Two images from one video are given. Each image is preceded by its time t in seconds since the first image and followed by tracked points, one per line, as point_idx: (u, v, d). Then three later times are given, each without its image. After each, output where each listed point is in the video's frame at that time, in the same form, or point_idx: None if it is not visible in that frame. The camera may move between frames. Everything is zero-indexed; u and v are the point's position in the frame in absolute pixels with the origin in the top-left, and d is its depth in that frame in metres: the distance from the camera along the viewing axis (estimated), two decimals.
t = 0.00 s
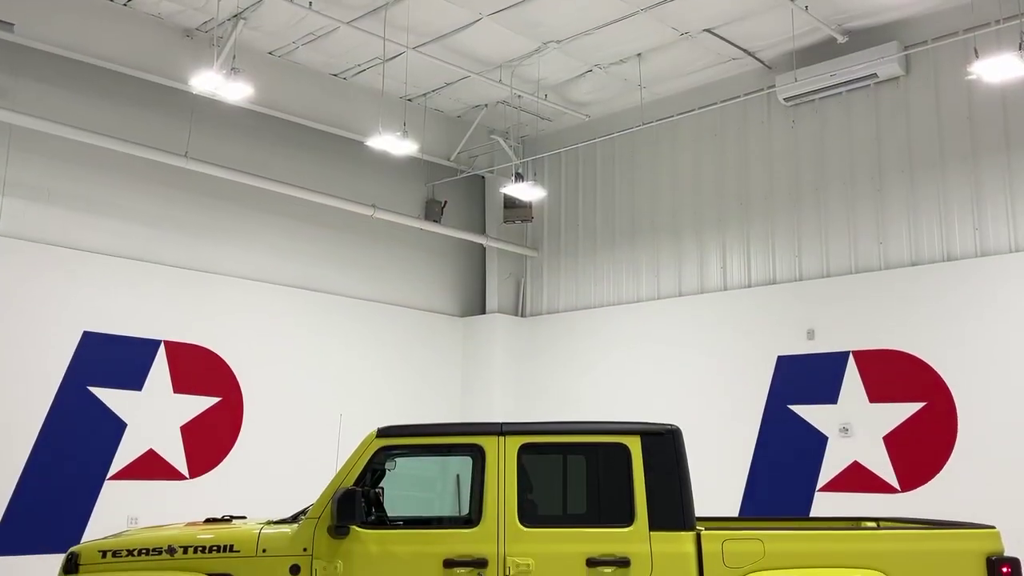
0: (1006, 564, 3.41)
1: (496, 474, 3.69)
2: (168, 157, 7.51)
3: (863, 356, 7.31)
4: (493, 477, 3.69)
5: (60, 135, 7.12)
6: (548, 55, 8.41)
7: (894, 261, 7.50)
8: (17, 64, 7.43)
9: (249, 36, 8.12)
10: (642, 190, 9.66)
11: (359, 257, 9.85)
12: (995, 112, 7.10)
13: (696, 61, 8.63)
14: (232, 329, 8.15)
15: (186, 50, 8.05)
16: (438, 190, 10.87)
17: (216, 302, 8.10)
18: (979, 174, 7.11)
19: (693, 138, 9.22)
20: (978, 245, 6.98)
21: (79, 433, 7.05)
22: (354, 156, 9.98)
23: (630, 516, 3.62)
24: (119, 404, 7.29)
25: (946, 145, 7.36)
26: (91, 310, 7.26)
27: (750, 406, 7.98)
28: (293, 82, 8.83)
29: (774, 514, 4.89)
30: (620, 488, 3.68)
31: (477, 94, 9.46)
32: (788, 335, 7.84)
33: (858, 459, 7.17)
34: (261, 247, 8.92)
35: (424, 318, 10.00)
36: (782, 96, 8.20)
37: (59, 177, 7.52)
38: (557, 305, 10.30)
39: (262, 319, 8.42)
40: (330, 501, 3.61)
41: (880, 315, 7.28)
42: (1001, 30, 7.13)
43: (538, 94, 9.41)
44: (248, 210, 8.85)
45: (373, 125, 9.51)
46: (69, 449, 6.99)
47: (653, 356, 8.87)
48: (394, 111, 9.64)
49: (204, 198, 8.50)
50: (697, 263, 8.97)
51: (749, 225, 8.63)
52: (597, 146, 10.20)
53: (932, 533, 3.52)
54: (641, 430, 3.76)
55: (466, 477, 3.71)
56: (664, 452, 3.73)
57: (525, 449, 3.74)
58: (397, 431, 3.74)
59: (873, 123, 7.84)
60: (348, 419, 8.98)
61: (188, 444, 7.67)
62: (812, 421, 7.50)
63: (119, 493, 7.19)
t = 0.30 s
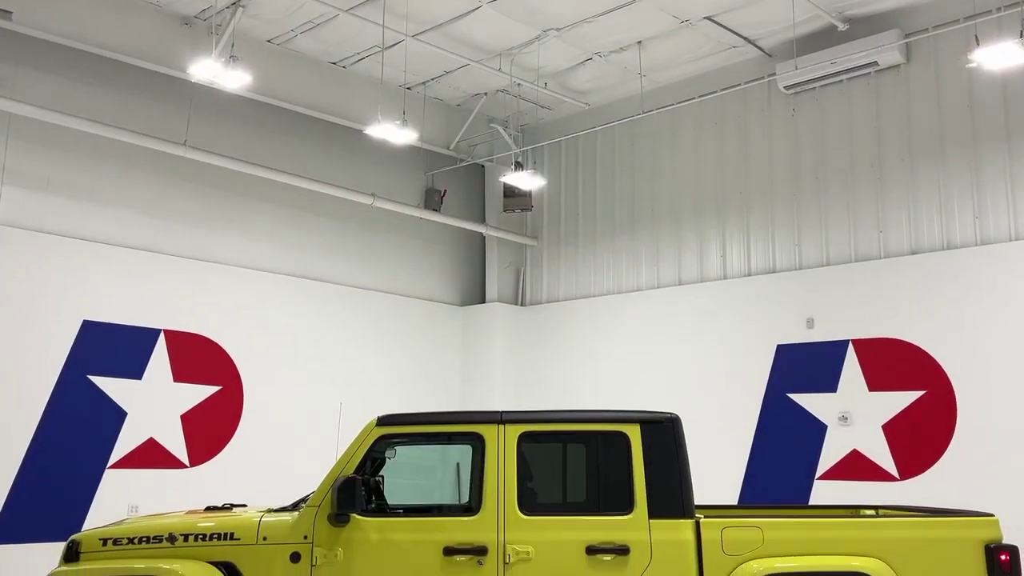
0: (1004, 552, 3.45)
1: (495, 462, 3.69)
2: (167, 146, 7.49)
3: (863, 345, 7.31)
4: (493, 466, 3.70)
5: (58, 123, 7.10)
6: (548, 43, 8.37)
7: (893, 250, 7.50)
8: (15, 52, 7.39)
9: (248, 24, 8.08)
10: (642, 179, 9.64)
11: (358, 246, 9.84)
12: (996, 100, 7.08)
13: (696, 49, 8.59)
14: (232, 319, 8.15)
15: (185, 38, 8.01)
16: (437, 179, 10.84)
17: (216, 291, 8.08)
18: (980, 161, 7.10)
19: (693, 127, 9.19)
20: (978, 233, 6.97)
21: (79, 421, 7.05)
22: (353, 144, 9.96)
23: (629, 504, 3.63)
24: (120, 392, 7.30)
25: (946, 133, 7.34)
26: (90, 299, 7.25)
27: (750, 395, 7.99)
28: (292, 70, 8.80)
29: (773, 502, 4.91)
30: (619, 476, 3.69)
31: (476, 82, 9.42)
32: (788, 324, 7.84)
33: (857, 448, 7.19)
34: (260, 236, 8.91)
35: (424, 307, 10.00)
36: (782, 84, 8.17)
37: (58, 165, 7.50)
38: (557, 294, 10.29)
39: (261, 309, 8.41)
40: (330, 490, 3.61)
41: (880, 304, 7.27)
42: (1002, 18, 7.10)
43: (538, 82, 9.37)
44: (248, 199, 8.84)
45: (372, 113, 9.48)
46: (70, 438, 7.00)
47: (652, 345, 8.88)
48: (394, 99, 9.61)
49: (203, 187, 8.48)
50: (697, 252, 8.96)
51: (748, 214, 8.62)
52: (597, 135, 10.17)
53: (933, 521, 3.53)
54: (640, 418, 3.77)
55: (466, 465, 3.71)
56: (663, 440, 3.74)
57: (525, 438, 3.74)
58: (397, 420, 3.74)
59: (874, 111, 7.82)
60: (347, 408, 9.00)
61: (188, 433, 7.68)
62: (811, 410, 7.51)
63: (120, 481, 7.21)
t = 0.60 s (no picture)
0: (1003, 539, 3.47)
1: (495, 451, 3.70)
2: (166, 134, 7.47)
3: (863, 333, 7.31)
4: (492, 455, 3.70)
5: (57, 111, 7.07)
6: (548, 30, 8.33)
7: (893, 238, 7.49)
8: (13, 39, 7.36)
9: (246, 11, 8.04)
10: (642, 167, 9.62)
11: (358, 235, 9.82)
12: (997, 87, 7.06)
13: (695, 36, 8.56)
14: (231, 307, 8.15)
15: (183, 25, 7.97)
16: (436, 168, 10.82)
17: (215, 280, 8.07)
18: (979, 148, 7.08)
19: (693, 114, 9.16)
20: (978, 221, 6.96)
21: (79, 409, 7.06)
22: (352, 132, 9.93)
23: (628, 492, 3.64)
24: (120, 380, 7.31)
25: (946, 120, 7.32)
26: (91, 287, 7.25)
27: (749, 383, 8.00)
28: (290, 57, 8.76)
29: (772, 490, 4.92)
30: (618, 465, 3.69)
31: (476, 70, 9.38)
32: (787, 312, 7.85)
33: (856, 435, 7.20)
34: (259, 225, 8.89)
35: (423, 295, 10.00)
36: (783, 72, 8.14)
37: (57, 154, 7.48)
38: (557, 282, 10.28)
39: (260, 297, 8.41)
40: (330, 477, 3.62)
41: (879, 292, 7.27)
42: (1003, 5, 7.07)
43: (537, 70, 9.33)
44: (247, 187, 8.82)
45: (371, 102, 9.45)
46: (70, 426, 7.00)
47: (652, 334, 8.88)
48: (393, 87, 9.57)
49: (202, 175, 8.46)
50: (697, 240, 8.95)
51: (748, 202, 8.61)
52: (596, 123, 10.14)
53: (933, 507, 3.55)
54: (638, 407, 3.77)
55: (466, 453, 3.72)
56: (662, 429, 3.74)
57: (525, 426, 3.75)
58: (396, 408, 3.74)
59: (873, 98, 7.80)
60: (347, 396, 9.02)
61: (188, 421, 7.69)
62: (810, 399, 7.52)
63: (120, 469, 7.23)
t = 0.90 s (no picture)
0: (1001, 526, 3.48)
1: (494, 438, 3.70)
2: (164, 122, 7.45)
3: (862, 320, 7.32)
4: (492, 442, 3.71)
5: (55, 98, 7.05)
6: (547, 17, 8.29)
7: (893, 226, 7.48)
8: (10, 26, 7.32)
9: None
10: (642, 155, 9.59)
11: (357, 222, 9.81)
12: (998, 74, 7.03)
13: (696, 23, 8.51)
14: (230, 295, 8.14)
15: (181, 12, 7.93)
16: (436, 155, 10.79)
17: (215, 267, 8.07)
18: (980, 135, 7.06)
19: (693, 102, 9.13)
20: (978, 208, 6.95)
21: (80, 397, 7.07)
22: (350, 120, 9.89)
23: (628, 479, 3.65)
24: (120, 368, 7.31)
25: (946, 108, 7.30)
26: (90, 275, 7.24)
27: (749, 371, 8.01)
28: (289, 44, 8.72)
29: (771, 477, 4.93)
30: (617, 452, 3.70)
31: (475, 57, 9.34)
32: (787, 300, 7.84)
33: (855, 423, 7.21)
34: (258, 213, 8.88)
35: (422, 283, 9.99)
36: (784, 59, 8.11)
37: (55, 141, 7.46)
38: (557, 270, 10.27)
39: (259, 285, 8.40)
40: (331, 464, 3.63)
41: (878, 280, 7.27)
42: None
43: (537, 57, 9.30)
44: (246, 175, 8.80)
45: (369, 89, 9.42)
46: (70, 414, 7.01)
47: (651, 321, 8.89)
48: (392, 74, 9.54)
49: (201, 163, 8.43)
50: (697, 228, 8.94)
51: (748, 190, 8.59)
52: (596, 111, 10.10)
53: (931, 494, 3.56)
54: (637, 394, 3.78)
55: (466, 441, 3.73)
56: (661, 417, 3.75)
57: (524, 413, 3.76)
58: (396, 396, 3.75)
59: (874, 84, 7.77)
60: (347, 383, 9.04)
61: (188, 409, 7.70)
62: (810, 386, 7.53)
63: (120, 457, 7.24)
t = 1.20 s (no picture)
0: (999, 512, 3.51)
1: (495, 425, 3.71)
2: (163, 109, 7.42)
3: (862, 307, 7.32)
4: (492, 429, 3.72)
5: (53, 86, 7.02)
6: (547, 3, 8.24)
7: (893, 213, 7.46)
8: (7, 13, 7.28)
9: None
10: (642, 142, 9.57)
11: (356, 210, 9.79)
12: (998, 60, 7.00)
13: (696, 9, 8.47)
14: (229, 283, 8.14)
15: None
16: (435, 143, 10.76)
17: (214, 256, 8.06)
18: (980, 121, 7.03)
19: (693, 89, 9.10)
20: (978, 195, 6.93)
21: (80, 385, 7.07)
22: (350, 107, 9.86)
23: (627, 466, 3.66)
24: (121, 356, 7.31)
25: (947, 95, 7.27)
26: (90, 263, 7.23)
27: (748, 358, 8.02)
28: (287, 31, 8.68)
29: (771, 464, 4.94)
30: (617, 440, 3.71)
31: (475, 44, 9.29)
32: (787, 287, 7.84)
33: (853, 410, 7.23)
34: (258, 201, 8.86)
35: (422, 271, 9.98)
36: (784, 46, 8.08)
37: (54, 129, 7.43)
38: (556, 257, 10.26)
39: (259, 272, 8.40)
40: (330, 451, 3.64)
41: (878, 267, 7.26)
42: None
43: (536, 44, 9.25)
44: (245, 163, 8.78)
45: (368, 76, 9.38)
46: (70, 402, 7.01)
47: (651, 309, 8.89)
48: (392, 61, 9.50)
49: (200, 151, 8.41)
50: (697, 216, 8.92)
51: (748, 178, 8.57)
52: (596, 98, 10.07)
53: (931, 481, 3.57)
54: (637, 381, 3.79)
55: (465, 428, 3.74)
56: (660, 404, 3.76)
57: (524, 401, 3.76)
58: (397, 383, 3.75)
59: (874, 70, 7.74)
60: (347, 371, 9.05)
61: (188, 396, 7.70)
62: (809, 373, 7.54)
63: (121, 445, 7.25)
